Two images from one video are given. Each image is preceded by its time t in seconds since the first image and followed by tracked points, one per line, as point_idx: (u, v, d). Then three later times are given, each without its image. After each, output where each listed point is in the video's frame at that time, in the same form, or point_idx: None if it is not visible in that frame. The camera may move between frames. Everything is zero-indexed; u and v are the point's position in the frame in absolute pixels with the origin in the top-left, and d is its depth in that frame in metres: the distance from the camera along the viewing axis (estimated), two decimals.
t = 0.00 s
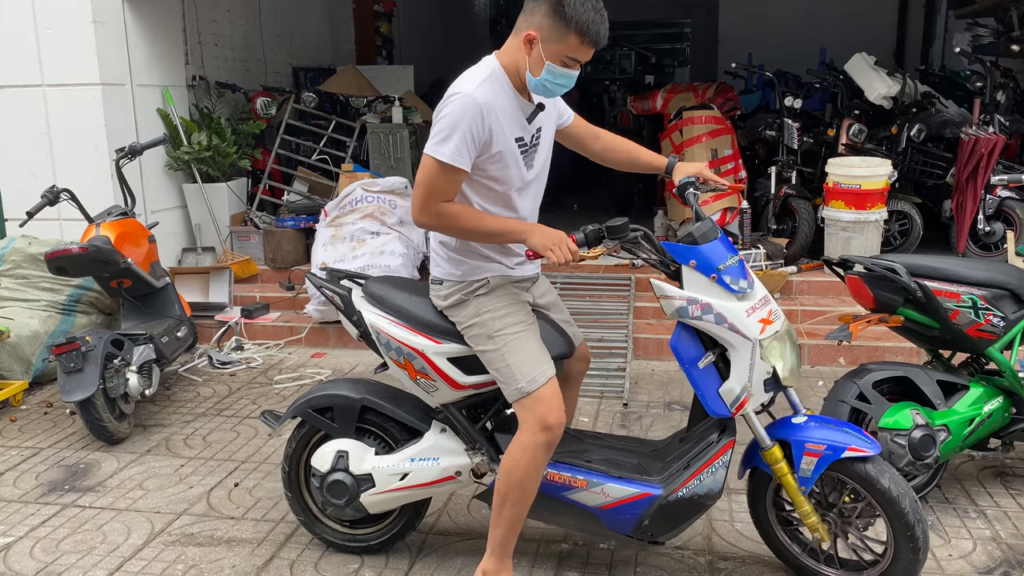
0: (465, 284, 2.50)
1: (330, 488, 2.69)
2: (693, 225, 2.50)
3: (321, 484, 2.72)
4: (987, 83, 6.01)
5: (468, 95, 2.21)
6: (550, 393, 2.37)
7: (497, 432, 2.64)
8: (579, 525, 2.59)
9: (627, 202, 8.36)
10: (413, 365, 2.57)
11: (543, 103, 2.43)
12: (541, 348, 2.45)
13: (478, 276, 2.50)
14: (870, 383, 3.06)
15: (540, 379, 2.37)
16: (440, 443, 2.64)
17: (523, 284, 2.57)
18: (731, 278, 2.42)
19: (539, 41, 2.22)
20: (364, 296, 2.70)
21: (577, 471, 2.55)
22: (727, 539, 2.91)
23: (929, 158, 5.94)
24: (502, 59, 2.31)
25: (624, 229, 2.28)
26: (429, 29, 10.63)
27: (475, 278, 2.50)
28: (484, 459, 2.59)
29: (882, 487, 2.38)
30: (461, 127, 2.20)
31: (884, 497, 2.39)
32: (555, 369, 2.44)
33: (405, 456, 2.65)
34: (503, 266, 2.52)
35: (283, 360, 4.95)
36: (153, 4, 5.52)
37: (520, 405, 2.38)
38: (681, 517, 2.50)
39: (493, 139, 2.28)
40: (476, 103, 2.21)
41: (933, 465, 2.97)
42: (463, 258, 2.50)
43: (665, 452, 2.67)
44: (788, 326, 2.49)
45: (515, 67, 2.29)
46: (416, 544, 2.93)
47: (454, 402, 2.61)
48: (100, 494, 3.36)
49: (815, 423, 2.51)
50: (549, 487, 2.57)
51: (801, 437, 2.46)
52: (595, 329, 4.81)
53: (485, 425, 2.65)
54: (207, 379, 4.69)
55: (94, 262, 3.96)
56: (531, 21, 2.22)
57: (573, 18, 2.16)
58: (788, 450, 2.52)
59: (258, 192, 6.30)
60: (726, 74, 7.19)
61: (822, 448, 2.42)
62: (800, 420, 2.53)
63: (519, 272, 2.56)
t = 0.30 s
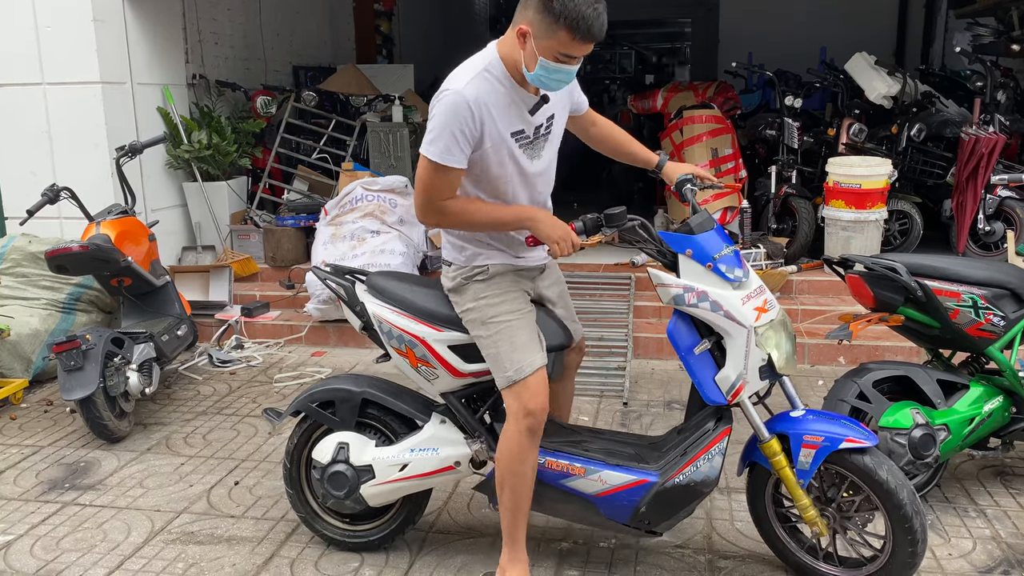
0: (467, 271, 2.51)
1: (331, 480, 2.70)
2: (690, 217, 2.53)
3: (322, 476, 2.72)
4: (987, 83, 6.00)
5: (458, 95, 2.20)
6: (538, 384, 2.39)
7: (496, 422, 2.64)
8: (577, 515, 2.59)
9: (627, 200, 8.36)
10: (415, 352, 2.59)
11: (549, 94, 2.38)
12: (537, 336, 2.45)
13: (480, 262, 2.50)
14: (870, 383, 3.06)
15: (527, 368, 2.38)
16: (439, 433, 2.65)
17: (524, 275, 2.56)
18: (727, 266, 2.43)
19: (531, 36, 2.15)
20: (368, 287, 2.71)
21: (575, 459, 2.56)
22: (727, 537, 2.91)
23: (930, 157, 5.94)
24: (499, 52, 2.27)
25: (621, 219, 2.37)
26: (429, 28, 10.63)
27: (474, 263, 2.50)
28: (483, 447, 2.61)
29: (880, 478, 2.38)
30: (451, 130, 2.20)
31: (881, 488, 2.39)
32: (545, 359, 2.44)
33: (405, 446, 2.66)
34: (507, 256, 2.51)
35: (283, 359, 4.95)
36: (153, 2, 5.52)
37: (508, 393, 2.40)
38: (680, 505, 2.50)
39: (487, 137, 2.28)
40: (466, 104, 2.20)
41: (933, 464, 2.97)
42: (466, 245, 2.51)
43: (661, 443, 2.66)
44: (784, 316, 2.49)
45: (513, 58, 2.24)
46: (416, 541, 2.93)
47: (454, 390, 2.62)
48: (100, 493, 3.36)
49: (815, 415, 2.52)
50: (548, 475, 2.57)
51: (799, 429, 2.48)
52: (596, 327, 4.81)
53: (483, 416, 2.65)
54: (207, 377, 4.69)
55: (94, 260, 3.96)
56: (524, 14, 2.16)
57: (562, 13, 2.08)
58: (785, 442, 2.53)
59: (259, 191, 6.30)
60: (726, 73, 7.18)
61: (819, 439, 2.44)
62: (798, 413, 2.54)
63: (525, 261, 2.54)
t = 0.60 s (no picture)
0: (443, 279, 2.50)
1: (331, 480, 2.70)
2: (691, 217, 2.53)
3: (322, 476, 2.72)
4: (987, 83, 6.01)
5: (431, 84, 2.18)
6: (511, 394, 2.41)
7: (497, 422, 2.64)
8: (578, 515, 2.60)
9: (627, 200, 8.36)
10: (415, 353, 2.59)
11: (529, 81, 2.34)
12: (509, 350, 2.43)
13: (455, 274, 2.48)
14: (870, 383, 3.07)
15: (494, 385, 2.39)
16: (440, 434, 2.65)
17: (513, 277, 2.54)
18: (727, 268, 2.44)
19: (516, 15, 2.11)
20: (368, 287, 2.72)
21: (576, 459, 2.56)
22: (727, 537, 2.92)
23: (929, 158, 5.95)
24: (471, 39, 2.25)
25: (623, 219, 2.37)
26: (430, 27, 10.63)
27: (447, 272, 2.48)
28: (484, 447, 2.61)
29: (880, 479, 2.38)
30: (428, 121, 2.17)
31: (882, 489, 2.40)
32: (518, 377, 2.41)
33: (405, 447, 2.66)
34: (487, 263, 2.48)
35: (283, 358, 4.95)
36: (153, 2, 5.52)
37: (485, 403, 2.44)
38: (680, 506, 2.51)
39: (465, 128, 2.24)
40: (440, 93, 2.17)
41: (933, 464, 2.97)
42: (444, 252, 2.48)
43: (661, 443, 2.66)
44: (784, 317, 2.50)
45: (493, 43, 2.22)
46: (416, 541, 2.93)
47: (454, 390, 2.63)
48: (100, 492, 3.37)
49: (816, 416, 2.53)
50: (549, 475, 2.57)
51: (799, 429, 2.48)
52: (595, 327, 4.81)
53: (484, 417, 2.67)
54: (207, 377, 4.69)
55: (95, 260, 3.96)
56: None
57: None
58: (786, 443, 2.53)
59: (259, 190, 6.30)
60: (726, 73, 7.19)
61: (820, 440, 2.44)
62: (799, 414, 2.55)
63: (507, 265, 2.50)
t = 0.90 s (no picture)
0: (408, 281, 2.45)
1: (330, 480, 2.70)
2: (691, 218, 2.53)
3: (322, 476, 2.72)
4: (986, 84, 6.01)
5: (437, 82, 2.06)
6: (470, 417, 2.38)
7: (497, 422, 2.65)
8: (577, 515, 2.60)
9: (626, 201, 8.37)
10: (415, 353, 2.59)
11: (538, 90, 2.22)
12: (461, 374, 2.38)
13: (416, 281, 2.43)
14: (868, 383, 3.08)
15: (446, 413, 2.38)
16: (438, 434, 2.64)
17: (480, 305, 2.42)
18: (727, 269, 2.44)
19: (541, 18, 2.03)
20: (368, 287, 2.73)
21: (575, 460, 2.56)
22: (725, 537, 2.92)
23: (928, 159, 5.96)
24: (483, 42, 2.12)
25: (623, 220, 2.38)
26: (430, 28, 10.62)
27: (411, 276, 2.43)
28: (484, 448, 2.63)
29: (879, 480, 2.39)
30: (432, 121, 2.07)
31: (881, 490, 2.40)
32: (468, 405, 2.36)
33: (404, 447, 2.66)
34: (451, 277, 2.38)
35: (282, 358, 4.95)
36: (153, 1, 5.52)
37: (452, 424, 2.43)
38: (680, 507, 2.52)
39: (470, 130, 2.13)
40: (446, 93, 2.06)
41: (931, 465, 2.98)
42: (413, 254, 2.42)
43: (661, 444, 2.67)
44: (784, 318, 2.50)
45: (509, 50, 2.08)
46: (415, 541, 2.93)
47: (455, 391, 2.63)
48: (99, 491, 3.37)
49: (816, 417, 2.53)
50: (548, 476, 2.57)
51: (799, 430, 2.49)
52: (594, 327, 4.81)
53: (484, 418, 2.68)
54: (206, 376, 4.70)
55: (94, 259, 3.96)
56: None
57: None
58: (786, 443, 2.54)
59: (258, 190, 6.29)
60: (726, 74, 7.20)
61: (819, 440, 2.44)
62: (799, 414, 2.55)
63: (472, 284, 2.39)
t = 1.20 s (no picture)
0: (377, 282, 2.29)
1: (328, 480, 2.71)
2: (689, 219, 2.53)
3: (320, 476, 2.73)
4: (984, 87, 6.02)
5: (468, 89, 1.92)
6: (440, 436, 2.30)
7: (495, 423, 2.66)
8: (575, 516, 2.60)
9: (625, 202, 8.37)
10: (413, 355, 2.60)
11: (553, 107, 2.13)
12: (433, 398, 2.26)
13: (384, 283, 2.26)
14: (866, 385, 3.08)
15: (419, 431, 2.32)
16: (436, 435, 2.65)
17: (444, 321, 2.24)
18: (725, 271, 2.45)
19: (577, 37, 1.94)
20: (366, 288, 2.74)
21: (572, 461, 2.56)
22: (723, 538, 2.92)
23: (927, 160, 5.97)
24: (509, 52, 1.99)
25: (620, 222, 2.38)
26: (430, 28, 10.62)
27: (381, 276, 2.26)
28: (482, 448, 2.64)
29: (876, 481, 2.39)
30: (462, 128, 1.92)
31: (878, 491, 2.40)
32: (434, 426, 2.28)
33: (402, 448, 2.67)
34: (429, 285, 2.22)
35: (280, 359, 4.95)
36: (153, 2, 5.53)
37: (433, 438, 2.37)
38: (677, 507, 2.52)
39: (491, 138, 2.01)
40: (476, 101, 1.92)
41: (929, 466, 2.98)
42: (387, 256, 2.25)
43: (659, 446, 2.68)
44: (782, 320, 2.51)
45: (538, 63, 1.97)
46: (413, 542, 2.94)
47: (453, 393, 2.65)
48: (98, 491, 3.37)
49: (813, 419, 2.54)
50: (545, 477, 2.57)
51: (796, 431, 2.49)
52: (593, 329, 4.81)
53: (482, 420, 2.68)
54: (204, 376, 4.70)
55: (93, 259, 3.96)
56: (567, 11, 1.94)
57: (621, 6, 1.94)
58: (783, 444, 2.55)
59: (256, 190, 6.29)
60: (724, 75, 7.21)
61: (816, 442, 2.45)
62: (796, 415, 2.56)
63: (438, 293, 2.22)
